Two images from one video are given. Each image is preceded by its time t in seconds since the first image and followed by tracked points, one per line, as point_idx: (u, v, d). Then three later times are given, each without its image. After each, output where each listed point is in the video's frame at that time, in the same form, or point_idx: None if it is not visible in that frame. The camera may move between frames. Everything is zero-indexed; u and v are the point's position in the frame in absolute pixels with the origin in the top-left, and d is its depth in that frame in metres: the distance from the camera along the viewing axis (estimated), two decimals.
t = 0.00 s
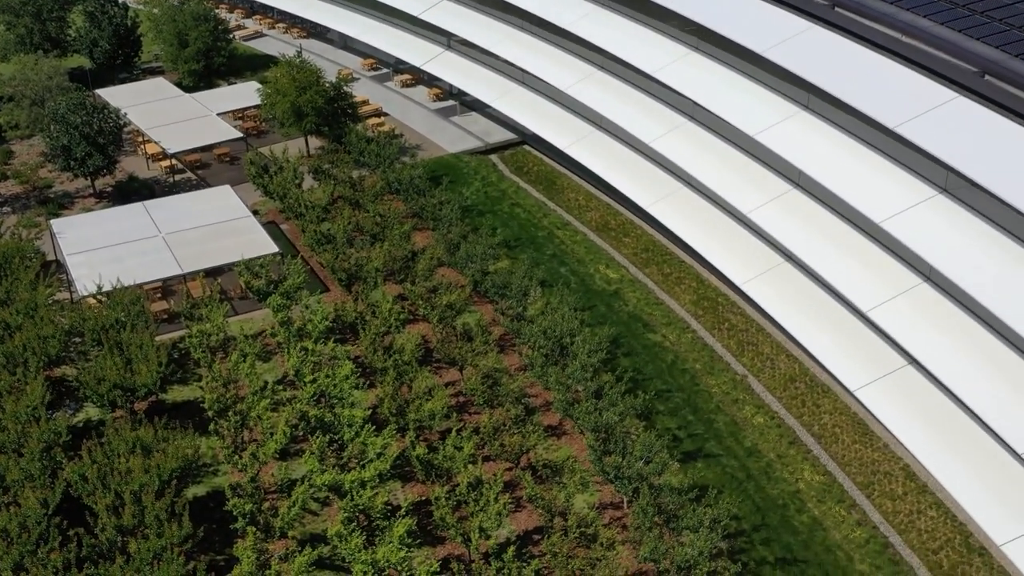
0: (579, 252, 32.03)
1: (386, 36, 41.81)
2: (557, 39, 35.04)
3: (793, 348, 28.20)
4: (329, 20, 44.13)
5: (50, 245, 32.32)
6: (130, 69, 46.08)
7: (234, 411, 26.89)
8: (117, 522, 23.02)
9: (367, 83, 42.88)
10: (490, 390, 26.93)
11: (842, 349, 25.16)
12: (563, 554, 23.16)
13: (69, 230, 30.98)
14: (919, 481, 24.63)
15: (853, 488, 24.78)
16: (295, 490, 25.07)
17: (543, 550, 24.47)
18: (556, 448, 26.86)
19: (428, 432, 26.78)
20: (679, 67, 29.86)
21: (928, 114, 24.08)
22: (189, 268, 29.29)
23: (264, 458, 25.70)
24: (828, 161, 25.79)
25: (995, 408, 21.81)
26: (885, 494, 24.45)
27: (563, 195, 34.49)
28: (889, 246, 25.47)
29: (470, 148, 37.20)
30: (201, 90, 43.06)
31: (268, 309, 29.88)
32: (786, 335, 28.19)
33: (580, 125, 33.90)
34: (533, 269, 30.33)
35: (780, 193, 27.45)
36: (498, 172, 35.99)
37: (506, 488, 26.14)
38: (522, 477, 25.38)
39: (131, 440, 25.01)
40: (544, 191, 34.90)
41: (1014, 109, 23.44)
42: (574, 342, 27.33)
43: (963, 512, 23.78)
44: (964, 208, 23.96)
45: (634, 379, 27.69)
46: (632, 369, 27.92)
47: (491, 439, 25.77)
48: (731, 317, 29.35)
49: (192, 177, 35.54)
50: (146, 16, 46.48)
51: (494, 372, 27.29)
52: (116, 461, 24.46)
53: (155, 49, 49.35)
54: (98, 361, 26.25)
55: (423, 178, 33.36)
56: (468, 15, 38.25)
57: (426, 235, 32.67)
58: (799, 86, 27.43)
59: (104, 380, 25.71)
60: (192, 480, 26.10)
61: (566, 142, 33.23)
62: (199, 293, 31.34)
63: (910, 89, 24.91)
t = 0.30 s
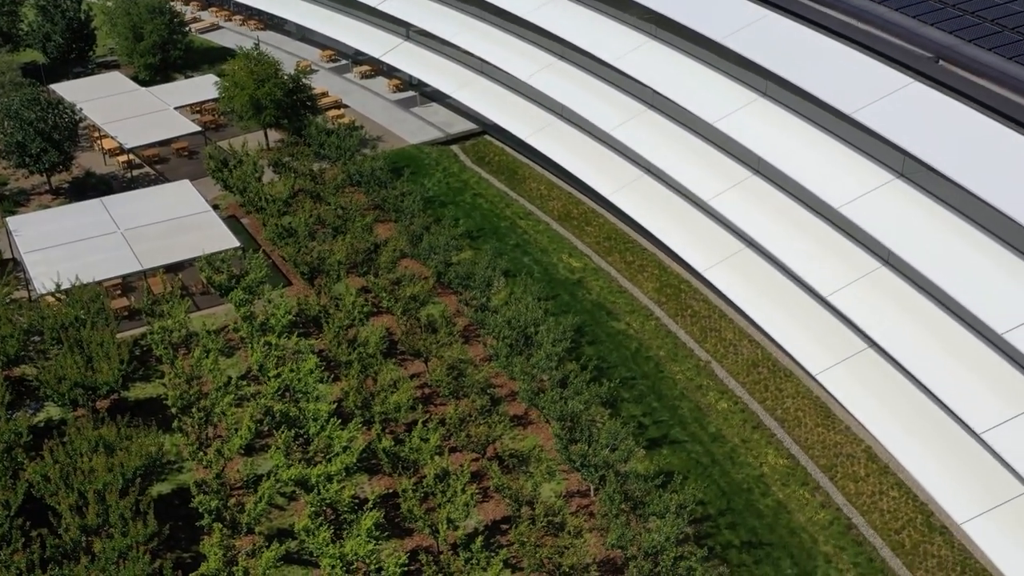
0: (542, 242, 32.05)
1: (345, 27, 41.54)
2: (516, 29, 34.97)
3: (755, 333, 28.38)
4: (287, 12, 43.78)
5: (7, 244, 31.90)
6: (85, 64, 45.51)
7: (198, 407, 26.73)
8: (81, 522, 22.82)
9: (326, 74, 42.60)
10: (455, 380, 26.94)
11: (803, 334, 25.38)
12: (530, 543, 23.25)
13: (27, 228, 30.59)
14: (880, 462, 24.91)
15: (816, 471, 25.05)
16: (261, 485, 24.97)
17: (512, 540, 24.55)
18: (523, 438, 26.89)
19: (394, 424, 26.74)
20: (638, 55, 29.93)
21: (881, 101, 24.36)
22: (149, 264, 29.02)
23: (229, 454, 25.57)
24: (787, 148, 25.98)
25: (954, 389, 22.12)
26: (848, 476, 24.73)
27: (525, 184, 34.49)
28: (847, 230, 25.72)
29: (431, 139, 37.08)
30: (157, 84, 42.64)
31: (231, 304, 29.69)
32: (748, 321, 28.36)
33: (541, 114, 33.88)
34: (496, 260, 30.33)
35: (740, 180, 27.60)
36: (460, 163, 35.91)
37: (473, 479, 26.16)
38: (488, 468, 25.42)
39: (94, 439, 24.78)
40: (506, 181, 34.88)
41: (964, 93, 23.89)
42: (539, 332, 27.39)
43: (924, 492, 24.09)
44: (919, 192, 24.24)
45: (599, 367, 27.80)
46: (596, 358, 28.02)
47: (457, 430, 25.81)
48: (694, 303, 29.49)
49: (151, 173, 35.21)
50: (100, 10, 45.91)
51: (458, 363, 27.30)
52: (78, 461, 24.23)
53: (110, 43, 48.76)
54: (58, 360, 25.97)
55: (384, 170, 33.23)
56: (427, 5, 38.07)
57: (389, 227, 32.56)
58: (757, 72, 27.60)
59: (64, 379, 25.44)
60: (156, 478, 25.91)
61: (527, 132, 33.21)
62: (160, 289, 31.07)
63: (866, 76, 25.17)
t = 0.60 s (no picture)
0: (509, 233, 32.03)
1: (307, 19, 41.24)
2: (480, 20, 34.86)
3: (722, 322, 28.51)
4: (249, 5, 43.42)
5: None
6: (44, 59, 44.96)
7: (165, 406, 26.55)
8: (49, 523, 22.63)
9: (289, 67, 42.30)
10: (424, 373, 26.93)
11: (769, 321, 25.54)
12: (502, 534, 23.29)
13: None
14: (847, 447, 25.14)
15: (784, 457, 25.25)
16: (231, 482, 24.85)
17: (483, 532, 24.60)
18: (493, 429, 26.89)
19: (364, 418, 26.67)
20: (602, 46, 29.95)
21: (842, 90, 24.56)
22: (113, 261, 28.77)
23: (198, 451, 25.42)
24: (750, 137, 26.12)
25: (918, 373, 22.35)
26: (815, 461, 24.94)
27: (491, 176, 34.44)
28: (811, 218, 25.88)
29: (396, 131, 36.94)
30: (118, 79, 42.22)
31: (197, 301, 29.49)
32: (715, 309, 28.48)
33: (506, 105, 33.83)
34: (463, 252, 30.30)
35: (705, 169, 27.70)
36: (426, 155, 35.79)
37: (444, 472, 26.15)
38: (459, 460, 25.42)
39: (60, 439, 24.55)
40: (472, 172, 34.80)
41: (924, 81, 24.27)
42: (507, 324, 27.40)
43: (890, 476, 24.35)
44: (882, 179, 24.45)
45: (568, 358, 27.85)
46: (565, 348, 28.08)
47: (427, 424, 25.81)
48: (662, 293, 29.57)
49: (113, 169, 34.90)
50: (58, 4, 45.34)
51: (427, 356, 27.27)
52: (44, 462, 24.00)
53: (69, 38, 48.18)
54: (22, 360, 25.70)
55: (350, 163, 33.08)
56: None
57: (355, 221, 32.43)
58: (720, 62, 27.71)
59: (29, 379, 25.18)
60: (124, 477, 25.69)
61: (493, 123, 33.15)
62: (125, 286, 30.81)
63: (827, 64, 25.36)
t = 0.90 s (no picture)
0: (476, 225, 32.00)
1: (269, 13, 40.94)
2: (444, 13, 34.75)
3: (690, 310, 28.64)
4: None
5: None
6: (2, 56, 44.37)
7: (132, 404, 26.35)
8: (16, 525, 22.41)
9: (253, 61, 41.97)
10: (394, 367, 26.91)
11: (736, 309, 25.68)
12: (474, 526, 23.32)
13: None
14: (814, 433, 25.35)
15: (752, 444, 25.43)
16: (200, 480, 24.70)
17: (455, 524, 24.59)
18: (463, 422, 26.82)
19: (333, 413, 26.58)
20: (565, 37, 29.96)
21: (804, 78, 24.73)
22: (77, 259, 28.49)
23: (166, 450, 25.25)
24: (714, 126, 26.25)
25: (884, 358, 22.57)
26: (784, 447, 25.15)
27: (457, 168, 34.38)
28: (776, 206, 26.04)
29: (361, 125, 36.77)
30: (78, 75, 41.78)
31: (163, 298, 29.27)
32: (683, 298, 28.60)
33: (471, 97, 33.76)
34: (430, 245, 30.27)
35: (671, 158, 27.81)
36: (391, 148, 35.66)
37: (415, 465, 26.08)
38: (430, 453, 25.39)
39: (25, 440, 24.30)
40: (438, 165, 34.71)
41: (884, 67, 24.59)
42: (476, 316, 27.42)
43: (857, 460, 24.60)
44: (845, 166, 24.65)
45: (537, 349, 27.89)
46: (534, 340, 28.12)
47: (397, 417, 25.81)
48: (629, 283, 29.66)
49: (75, 167, 34.62)
50: None
51: (396, 350, 27.24)
52: (10, 463, 23.74)
53: (27, 34, 47.58)
54: None
55: (315, 157, 32.92)
56: None
57: (321, 215, 32.28)
58: (684, 51, 27.82)
59: None
60: (91, 476, 25.44)
61: (459, 115, 33.08)
62: (89, 285, 30.53)
63: (790, 53, 25.55)
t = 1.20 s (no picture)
0: (439, 217, 31.93)
1: (226, 6, 40.56)
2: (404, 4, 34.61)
3: (654, 298, 28.73)
4: None
5: None
6: None
7: (95, 403, 26.11)
8: None
9: (210, 55, 41.57)
10: (359, 361, 26.85)
11: (700, 296, 25.82)
12: (443, 518, 23.34)
13: None
14: (778, 417, 25.56)
15: (717, 430, 25.60)
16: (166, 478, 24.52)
17: (424, 517, 24.55)
18: (429, 414, 26.72)
19: (299, 408, 26.45)
20: (525, 27, 29.92)
21: (763, 66, 24.86)
22: (34, 258, 28.11)
23: (130, 448, 25.05)
24: (674, 114, 26.35)
25: (845, 342, 22.79)
26: (748, 432, 25.34)
27: (419, 160, 34.28)
28: (737, 193, 26.18)
29: (321, 117, 36.56)
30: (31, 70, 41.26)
31: (124, 296, 29.01)
32: (647, 286, 28.68)
33: (432, 88, 33.65)
34: (393, 237, 30.22)
35: (632, 147, 27.88)
36: (352, 140, 35.49)
37: (382, 459, 25.88)
38: (397, 446, 25.34)
39: None
40: (400, 157, 34.60)
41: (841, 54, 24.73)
42: (440, 308, 27.41)
43: (820, 443, 24.83)
44: (805, 153, 24.82)
45: (502, 340, 27.92)
46: (499, 330, 28.15)
47: (363, 411, 25.77)
48: (593, 272, 29.71)
49: (31, 164, 34.22)
50: None
51: (361, 344, 27.18)
52: None
53: None
54: None
55: (275, 151, 32.72)
56: None
57: (283, 209, 32.08)
58: (643, 40, 27.88)
59: None
60: (53, 477, 25.15)
61: (420, 106, 32.97)
62: (48, 284, 30.19)
63: (748, 41, 25.69)
